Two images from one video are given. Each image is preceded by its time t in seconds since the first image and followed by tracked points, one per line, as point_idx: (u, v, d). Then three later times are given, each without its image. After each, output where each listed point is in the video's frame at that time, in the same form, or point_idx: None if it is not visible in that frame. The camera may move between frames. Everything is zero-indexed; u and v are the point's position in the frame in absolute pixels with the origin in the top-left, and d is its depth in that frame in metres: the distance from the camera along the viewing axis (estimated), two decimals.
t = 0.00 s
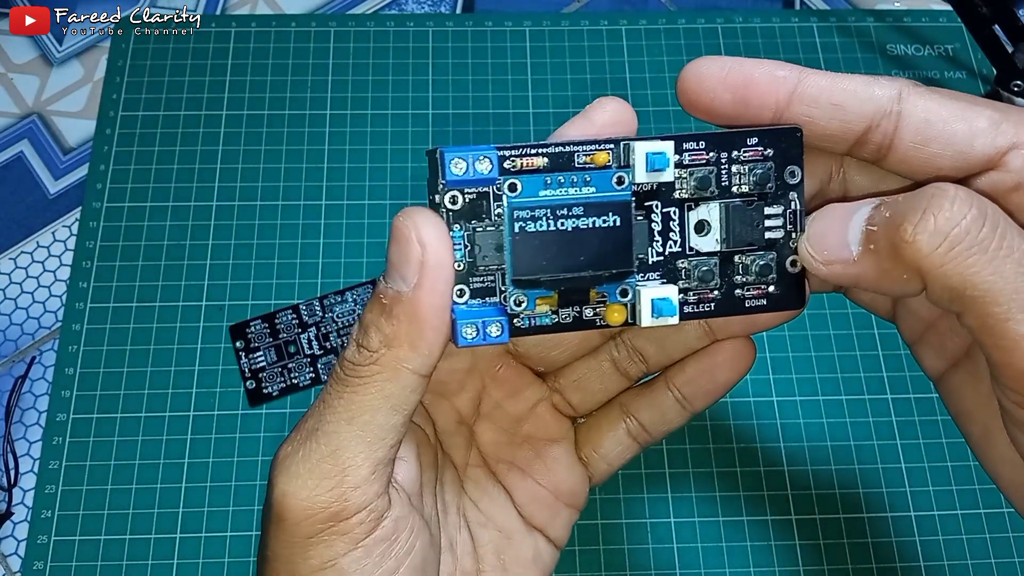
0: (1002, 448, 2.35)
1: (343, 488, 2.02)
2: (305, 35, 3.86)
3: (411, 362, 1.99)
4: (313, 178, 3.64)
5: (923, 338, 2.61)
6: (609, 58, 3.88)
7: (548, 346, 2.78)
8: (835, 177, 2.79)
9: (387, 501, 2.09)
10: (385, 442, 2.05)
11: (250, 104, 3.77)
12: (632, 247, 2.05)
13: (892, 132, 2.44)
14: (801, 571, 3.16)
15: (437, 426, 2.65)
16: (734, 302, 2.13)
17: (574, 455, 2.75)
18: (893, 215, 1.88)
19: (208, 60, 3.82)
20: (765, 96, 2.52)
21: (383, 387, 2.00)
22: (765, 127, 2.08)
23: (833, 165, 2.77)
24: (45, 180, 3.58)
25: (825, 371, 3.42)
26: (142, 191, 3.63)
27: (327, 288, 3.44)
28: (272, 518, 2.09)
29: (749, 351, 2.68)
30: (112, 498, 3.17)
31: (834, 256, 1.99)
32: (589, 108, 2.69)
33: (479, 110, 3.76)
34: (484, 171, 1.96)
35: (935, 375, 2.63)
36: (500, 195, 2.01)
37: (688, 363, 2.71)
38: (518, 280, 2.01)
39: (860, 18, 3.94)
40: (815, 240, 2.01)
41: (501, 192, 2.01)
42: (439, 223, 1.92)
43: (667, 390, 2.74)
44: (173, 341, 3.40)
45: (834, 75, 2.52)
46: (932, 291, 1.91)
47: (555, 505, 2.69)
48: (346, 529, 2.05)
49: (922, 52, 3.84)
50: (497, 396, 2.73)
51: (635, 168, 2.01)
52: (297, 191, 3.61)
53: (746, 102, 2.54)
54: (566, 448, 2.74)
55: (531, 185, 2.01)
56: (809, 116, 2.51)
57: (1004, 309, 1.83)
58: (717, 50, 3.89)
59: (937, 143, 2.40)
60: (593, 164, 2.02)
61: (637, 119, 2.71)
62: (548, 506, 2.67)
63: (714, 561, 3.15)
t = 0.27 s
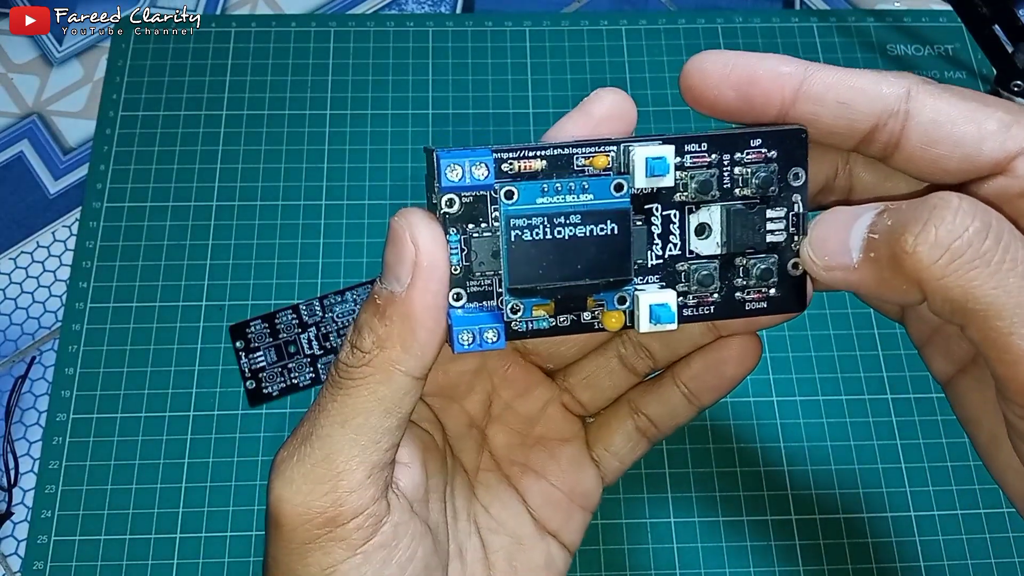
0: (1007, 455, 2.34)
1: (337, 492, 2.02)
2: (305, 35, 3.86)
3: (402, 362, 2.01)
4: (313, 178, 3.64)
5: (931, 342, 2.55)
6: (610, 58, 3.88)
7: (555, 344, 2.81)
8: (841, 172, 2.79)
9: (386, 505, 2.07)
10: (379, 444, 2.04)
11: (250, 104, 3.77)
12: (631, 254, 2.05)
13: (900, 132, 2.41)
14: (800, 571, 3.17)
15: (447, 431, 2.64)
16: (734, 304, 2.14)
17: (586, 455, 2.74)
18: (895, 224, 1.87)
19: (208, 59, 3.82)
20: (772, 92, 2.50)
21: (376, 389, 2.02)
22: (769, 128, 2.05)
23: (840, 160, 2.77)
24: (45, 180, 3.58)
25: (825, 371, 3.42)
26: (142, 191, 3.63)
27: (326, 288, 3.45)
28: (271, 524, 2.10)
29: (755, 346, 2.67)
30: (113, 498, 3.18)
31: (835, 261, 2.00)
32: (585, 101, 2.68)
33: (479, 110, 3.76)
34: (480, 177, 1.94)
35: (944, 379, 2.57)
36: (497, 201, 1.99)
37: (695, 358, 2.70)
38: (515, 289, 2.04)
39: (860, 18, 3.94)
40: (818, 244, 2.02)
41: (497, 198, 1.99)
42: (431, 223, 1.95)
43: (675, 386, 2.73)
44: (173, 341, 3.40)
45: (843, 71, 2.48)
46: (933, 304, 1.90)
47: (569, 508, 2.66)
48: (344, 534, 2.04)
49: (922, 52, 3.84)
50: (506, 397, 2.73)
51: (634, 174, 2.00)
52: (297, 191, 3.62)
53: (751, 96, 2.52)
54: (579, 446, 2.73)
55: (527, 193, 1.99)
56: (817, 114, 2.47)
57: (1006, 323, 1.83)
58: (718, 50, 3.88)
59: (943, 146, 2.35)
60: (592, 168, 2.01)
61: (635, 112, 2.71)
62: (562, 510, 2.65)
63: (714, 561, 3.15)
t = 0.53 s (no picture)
0: (1014, 457, 2.31)
1: (334, 493, 2.02)
2: (305, 35, 3.86)
3: (400, 362, 2.00)
4: (313, 178, 3.64)
5: (938, 341, 2.55)
6: (610, 58, 3.88)
7: (559, 341, 2.81)
8: (848, 166, 2.79)
9: (384, 506, 2.07)
10: (376, 445, 2.04)
11: (250, 104, 3.77)
12: (633, 255, 2.05)
13: (908, 126, 2.41)
14: (800, 571, 3.17)
15: (452, 430, 2.63)
16: (738, 302, 2.15)
17: (591, 452, 2.73)
18: (902, 223, 1.86)
19: (208, 60, 3.82)
20: (778, 81, 2.49)
21: (373, 388, 2.02)
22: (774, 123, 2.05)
23: (847, 153, 2.77)
24: (45, 180, 3.58)
25: (825, 371, 3.42)
26: (142, 191, 3.63)
27: (327, 288, 3.44)
28: (270, 525, 2.11)
29: (761, 342, 2.65)
30: (113, 498, 3.17)
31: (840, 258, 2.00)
32: (588, 94, 2.69)
33: (479, 110, 3.76)
34: (480, 178, 1.94)
35: (950, 379, 2.56)
36: (497, 200, 1.99)
37: (700, 353, 2.69)
38: (515, 291, 2.04)
39: (860, 17, 3.94)
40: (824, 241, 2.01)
41: (497, 198, 1.99)
42: (429, 222, 1.94)
43: (681, 382, 2.73)
44: (173, 341, 3.40)
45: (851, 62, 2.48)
46: (940, 305, 1.89)
47: (576, 507, 2.66)
48: (342, 535, 2.05)
49: (922, 52, 3.84)
50: (512, 396, 2.73)
51: (636, 173, 2.00)
52: (297, 191, 3.62)
53: (757, 87, 2.52)
54: (587, 444, 2.74)
55: (527, 194, 1.98)
56: (824, 107, 2.47)
57: (1015, 325, 1.81)
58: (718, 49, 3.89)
59: (952, 142, 2.35)
60: (594, 165, 2.01)
61: (638, 106, 2.72)
62: (569, 509, 2.65)
63: (714, 561, 3.15)
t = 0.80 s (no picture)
0: (1020, 462, 2.30)
1: (329, 498, 2.02)
2: (304, 35, 3.86)
3: (398, 368, 2.01)
4: (313, 178, 3.64)
5: (942, 343, 2.54)
6: (610, 58, 3.88)
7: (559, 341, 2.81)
8: (852, 165, 2.78)
9: (379, 511, 2.07)
10: (372, 450, 2.04)
11: (250, 104, 3.77)
12: (636, 262, 2.06)
13: (914, 127, 2.41)
14: (800, 571, 3.17)
15: (452, 432, 2.64)
16: (740, 306, 2.16)
17: (591, 453, 2.73)
18: (906, 228, 1.86)
19: (208, 60, 3.82)
20: (782, 82, 2.49)
21: (370, 394, 2.02)
22: (778, 126, 2.04)
23: (851, 153, 2.76)
24: (45, 180, 3.58)
25: (825, 371, 3.42)
26: (142, 191, 3.63)
27: (326, 288, 3.44)
28: (264, 529, 2.11)
29: (763, 342, 2.65)
30: (113, 498, 3.18)
31: (843, 263, 2.00)
32: (589, 94, 2.69)
33: (479, 110, 3.76)
34: (480, 184, 1.91)
35: (954, 381, 2.56)
36: (498, 206, 1.99)
37: (700, 353, 2.69)
38: (517, 298, 2.04)
39: (861, 17, 3.94)
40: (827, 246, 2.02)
41: (498, 204, 1.99)
42: (429, 227, 1.94)
43: (682, 383, 2.73)
44: (173, 341, 3.40)
45: (856, 62, 2.48)
46: (943, 310, 1.89)
47: (576, 509, 2.66)
48: (337, 540, 2.05)
49: (922, 52, 3.84)
50: (512, 396, 2.72)
51: (638, 179, 1.99)
52: (297, 191, 3.62)
53: (760, 88, 2.51)
54: (587, 445, 2.73)
55: (530, 200, 1.98)
56: (829, 107, 2.47)
57: (1020, 332, 1.81)
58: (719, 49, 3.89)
59: (958, 143, 2.34)
60: (596, 170, 2.00)
61: (640, 104, 2.72)
62: (569, 510, 2.65)
63: (713, 561, 3.15)
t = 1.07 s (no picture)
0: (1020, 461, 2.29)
1: (329, 499, 2.02)
2: (305, 35, 3.86)
3: (400, 370, 2.01)
4: (313, 178, 3.64)
5: (942, 343, 2.55)
6: (610, 58, 3.88)
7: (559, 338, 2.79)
8: (853, 165, 2.78)
9: (378, 512, 2.07)
10: (372, 452, 2.04)
11: (250, 104, 3.77)
12: (640, 264, 2.06)
13: (915, 126, 2.41)
14: (800, 571, 3.17)
15: (452, 431, 2.64)
16: (743, 307, 2.16)
17: (592, 452, 2.73)
18: (907, 227, 1.86)
19: (208, 59, 3.82)
20: (783, 81, 2.49)
21: (372, 395, 2.02)
22: (783, 128, 2.03)
23: (852, 152, 2.76)
24: (45, 180, 3.58)
25: (825, 371, 3.42)
26: (142, 191, 3.63)
27: (326, 288, 3.44)
28: (263, 528, 2.11)
29: (762, 340, 2.65)
30: (113, 498, 3.17)
31: (846, 265, 2.00)
32: (592, 93, 2.69)
33: (479, 110, 3.76)
34: (486, 187, 1.91)
35: (955, 381, 2.56)
36: (503, 209, 1.98)
37: (701, 351, 2.69)
38: (522, 301, 2.04)
39: (861, 17, 3.94)
40: (830, 248, 2.02)
41: (503, 206, 1.98)
42: (433, 229, 1.94)
43: (682, 381, 2.73)
44: (173, 341, 3.40)
45: (857, 62, 2.48)
46: (945, 309, 1.89)
47: (576, 508, 2.66)
48: (336, 541, 2.05)
49: (922, 52, 3.84)
50: (512, 395, 2.72)
51: (644, 182, 1.99)
52: (297, 191, 3.62)
53: (761, 87, 2.52)
54: (587, 444, 2.73)
55: (535, 204, 1.96)
56: (830, 106, 2.47)
57: (1021, 332, 1.81)
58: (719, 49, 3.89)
59: (960, 142, 2.34)
60: (601, 172, 1.99)
61: (643, 104, 2.72)
62: (569, 509, 2.64)
63: (713, 561, 3.15)
